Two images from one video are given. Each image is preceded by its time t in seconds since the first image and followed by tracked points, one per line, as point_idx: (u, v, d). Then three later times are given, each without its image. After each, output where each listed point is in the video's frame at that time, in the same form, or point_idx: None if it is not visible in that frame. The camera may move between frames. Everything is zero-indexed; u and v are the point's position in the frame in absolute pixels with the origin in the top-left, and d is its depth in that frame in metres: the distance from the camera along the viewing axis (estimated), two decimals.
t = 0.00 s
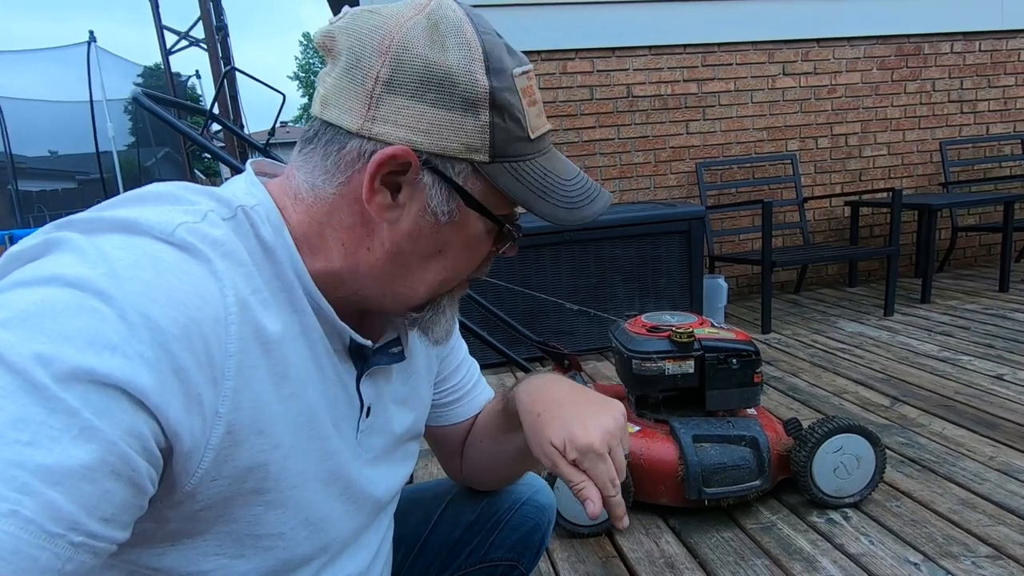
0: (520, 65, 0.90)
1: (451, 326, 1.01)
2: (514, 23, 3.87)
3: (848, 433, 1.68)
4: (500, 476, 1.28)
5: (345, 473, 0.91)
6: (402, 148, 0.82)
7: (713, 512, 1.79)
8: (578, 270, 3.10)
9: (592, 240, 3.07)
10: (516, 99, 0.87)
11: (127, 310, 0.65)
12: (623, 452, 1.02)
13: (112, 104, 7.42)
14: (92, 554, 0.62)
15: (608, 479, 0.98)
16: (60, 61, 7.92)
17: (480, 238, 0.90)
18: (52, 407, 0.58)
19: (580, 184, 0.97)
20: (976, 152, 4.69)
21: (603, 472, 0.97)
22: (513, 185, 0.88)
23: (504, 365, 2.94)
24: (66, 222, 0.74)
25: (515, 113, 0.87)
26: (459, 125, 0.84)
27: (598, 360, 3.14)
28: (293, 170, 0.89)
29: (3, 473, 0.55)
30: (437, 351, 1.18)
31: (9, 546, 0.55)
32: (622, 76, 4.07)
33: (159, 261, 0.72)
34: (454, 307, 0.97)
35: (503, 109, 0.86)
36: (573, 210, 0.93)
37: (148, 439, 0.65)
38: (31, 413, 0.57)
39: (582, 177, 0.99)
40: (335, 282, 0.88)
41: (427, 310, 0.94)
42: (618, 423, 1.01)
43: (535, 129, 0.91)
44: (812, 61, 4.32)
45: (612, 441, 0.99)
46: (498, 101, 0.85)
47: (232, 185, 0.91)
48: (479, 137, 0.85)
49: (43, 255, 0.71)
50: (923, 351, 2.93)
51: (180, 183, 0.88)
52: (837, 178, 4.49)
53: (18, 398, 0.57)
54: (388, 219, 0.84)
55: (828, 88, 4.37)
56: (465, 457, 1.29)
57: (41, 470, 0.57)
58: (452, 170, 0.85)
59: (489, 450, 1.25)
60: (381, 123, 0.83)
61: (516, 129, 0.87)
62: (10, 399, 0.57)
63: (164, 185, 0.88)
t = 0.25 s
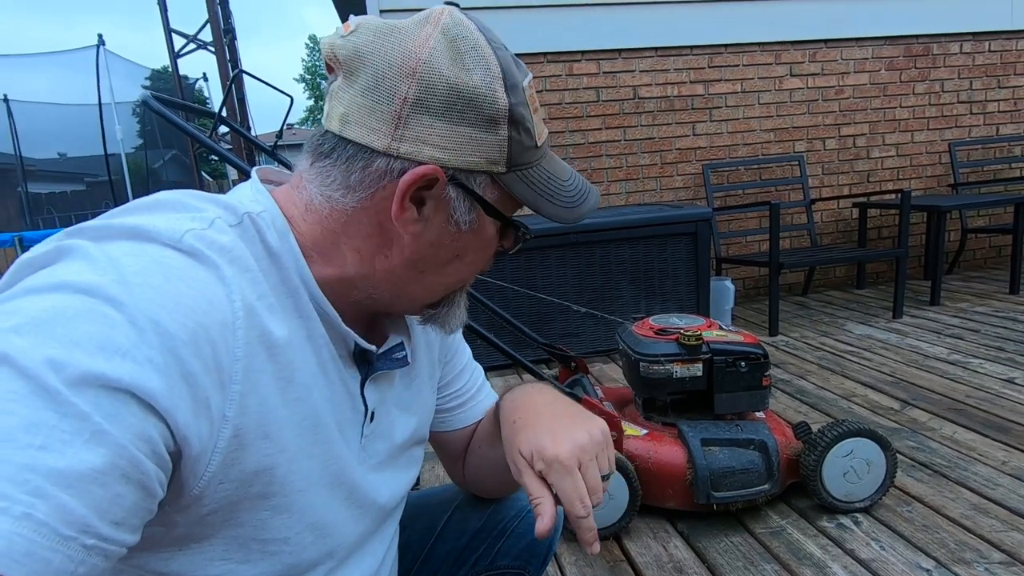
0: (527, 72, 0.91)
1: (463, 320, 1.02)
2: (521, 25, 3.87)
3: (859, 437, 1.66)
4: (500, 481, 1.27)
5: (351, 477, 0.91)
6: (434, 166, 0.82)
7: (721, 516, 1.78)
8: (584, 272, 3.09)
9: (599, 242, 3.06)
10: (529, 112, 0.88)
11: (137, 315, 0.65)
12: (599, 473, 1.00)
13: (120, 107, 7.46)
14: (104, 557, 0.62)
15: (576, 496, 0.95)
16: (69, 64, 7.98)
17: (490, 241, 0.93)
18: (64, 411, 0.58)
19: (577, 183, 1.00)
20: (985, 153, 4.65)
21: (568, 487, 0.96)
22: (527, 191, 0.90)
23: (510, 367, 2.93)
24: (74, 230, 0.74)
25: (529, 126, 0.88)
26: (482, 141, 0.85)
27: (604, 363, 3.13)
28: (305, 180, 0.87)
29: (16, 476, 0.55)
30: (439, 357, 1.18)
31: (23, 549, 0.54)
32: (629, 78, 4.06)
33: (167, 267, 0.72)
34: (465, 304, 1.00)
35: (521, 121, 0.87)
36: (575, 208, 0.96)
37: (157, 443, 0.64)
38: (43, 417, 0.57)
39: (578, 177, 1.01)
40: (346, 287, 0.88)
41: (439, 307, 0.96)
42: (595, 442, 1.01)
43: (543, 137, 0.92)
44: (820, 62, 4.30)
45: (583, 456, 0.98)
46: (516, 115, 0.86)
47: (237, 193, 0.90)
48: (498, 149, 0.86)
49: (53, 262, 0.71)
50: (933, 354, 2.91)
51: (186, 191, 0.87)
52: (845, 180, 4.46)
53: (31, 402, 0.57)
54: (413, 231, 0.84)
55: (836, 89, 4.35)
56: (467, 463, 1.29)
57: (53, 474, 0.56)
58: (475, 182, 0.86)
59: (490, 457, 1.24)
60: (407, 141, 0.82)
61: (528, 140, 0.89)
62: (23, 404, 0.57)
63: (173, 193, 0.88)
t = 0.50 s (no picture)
0: (514, 67, 0.91)
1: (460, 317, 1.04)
2: (524, 27, 3.87)
3: (863, 443, 1.65)
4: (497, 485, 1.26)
5: (348, 480, 0.90)
6: (428, 166, 0.82)
7: (725, 521, 1.77)
8: (587, 274, 3.08)
9: (602, 244, 3.05)
10: (518, 107, 0.88)
11: (131, 318, 0.65)
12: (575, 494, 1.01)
13: (126, 108, 7.49)
14: (97, 561, 0.61)
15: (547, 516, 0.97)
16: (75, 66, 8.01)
17: (485, 238, 0.93)
18: (57, 415, 0.57)
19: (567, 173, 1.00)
20: (992, 155, 4.62)
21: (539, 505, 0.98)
22: (519, 186, 0.91)
23: (513, 369, 2.93)
24: (68, 234, 0.74)
25: (518, 120, 0.88)
26: (475, 140, 0.85)
27: (607, 365, 3.11)
28: (297, 185, 0.87)
29: (9, 480, 0.54)
30: (436, 359, 1.17)
31: (15, 553, 0.54)
32: (633, 79, 4.05)
33: (162, 270, 0.71)
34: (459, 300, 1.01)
35: (511, 117, 0.87)
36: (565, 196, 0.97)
37: (152, 447, 0.64)
38: (37, 420, 0.56)
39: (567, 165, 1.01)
40: (344, 289, 0.88)
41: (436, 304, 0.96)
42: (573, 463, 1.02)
43: (532, 129, 0.92)
44: (825, 63, 4.28)
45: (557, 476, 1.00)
46: (507, 110, 0.86)
47: (232, 196, 0.90)
48: (491, 146, 0.86)
49: (47, 266, 0.70)
50: (939, 358, 2.89)
51: (181, 193, 0.87)
52: (850, 182, 4.44)
53: (25, 406, 0.56)
54: (409, 231, 0.84)
55: (841, 91, 4.33)
56: (463, 465, 1.28)
57: (46, 478, 0.56)
58: (469, 180, 0.86)
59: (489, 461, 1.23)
60: (402, 143, 0.81)
61: (518, 135, 0.89)
62: (17, 407, 0.56)
63: (168, 196, 0.87)
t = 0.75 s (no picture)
0: (493, 56, 0.90)
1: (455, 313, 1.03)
2: (528, 28, 3.86)
3: (868, 446, 1.63)
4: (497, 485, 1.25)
5: (346, 480, 0.89)
6: (410, 159, 0.81)
7: (727, 524, 1.75)
8: (590, 275, 3.06)
9: (604, 245, 3.04)
10: (501, 94, 0.87)
11: (121, 318, 0.64)
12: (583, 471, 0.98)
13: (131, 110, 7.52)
14: (88, 563, 0.61)
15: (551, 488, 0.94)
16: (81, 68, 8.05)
17: (475, 229, 0.93)
18: (47, 417, 0.57)
19: (556, 160, 1.00)
20: (999, 156, 4.59)
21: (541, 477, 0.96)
22: (506, 174, 0.90)
23: (515, 370, 2.92)
24: (58, 236, 0.73)
25: (503, 107, 0.88)
26: (458, 129, 0.84)
27: (610, 367, 3.10)
28: (282, 184, 0.86)
29: None
30: (434, 358, 1.16)
31: (4, 555, 0.53)
32: (636, 80, 4.04)
33: (152, 270, 0.71)
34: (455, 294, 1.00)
35: (493, 105, 0.86)
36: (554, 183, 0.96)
37: (144, 448, 0.63)
38: (27, 422, 0.56)
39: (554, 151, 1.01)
40: (336, 287, 0.87)
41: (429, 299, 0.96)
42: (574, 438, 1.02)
43: (516, 117, 0.91)
44: (830, 64, 4.26)
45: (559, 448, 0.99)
46: (488, 99, 0.85)
47: (224, 195, 0.89)
48: (474, 135, 0.85)
49: (36, 268, 0.70)
50: (945, 360, 2.87)
51: (174, 195, 0.86)
52: (855, 183, 4.41)
53: (14, 408, 0.56)
54: (396, 225, 0.84)
55: (846, 92, 4.30)
56: (464, 464, 1.27)
57: (36, 480, 0.55)
58: (454, 171, 0.86)
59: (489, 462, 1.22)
60: (382, 137, 0.81)
61: (504, 122, 0.88)
62: (6, 409, 0.56)
63: (160, 197, 0.86)
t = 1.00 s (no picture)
0: (486, 55, 0.90)
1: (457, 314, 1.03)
2: (532, 29, 3.86)
3: (875, 451, 1.62)
4: (503, 488, 1.24)
5: (349, 483, 0.89)
6: (406, 160, 0.81)
7: (732, 529, 1.74)
8: (594, 277, 3.06)
9: (609, 247, 3.03)
10: (494, 92, 0.87)
11: (121, 322, 0.64)
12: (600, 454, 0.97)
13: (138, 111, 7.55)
14: (88, 567, 0.61)
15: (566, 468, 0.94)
16: (88, 69, 8.09)
17: (474, 229, 0.92)
18: (47, 421, 0.57)
19: (555, 159, 0.99)
20: (1007, 158, 4.56)
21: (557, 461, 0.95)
22: (503, 172, 0.89)
23: (519, 373, 2.91)
24: (58, 242, 0.73)
25: (497, 106, 0.87)
26: (452, 129, 0.84)
27: (615, 369, 3.09)
28: (279, 189, 0.86)
29: None
30: (436, 362, 1.16)
31: (3, 561, 0.53)
32: (641, 82, 4.03)
33: (152, 274, 0.71)
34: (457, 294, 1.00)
35: (487, 104, 0.86)
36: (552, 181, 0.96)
37: (145, 452, 0.63)
38: (26, 427, 0.56)
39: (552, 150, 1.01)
40: (336, 290, 0.87)
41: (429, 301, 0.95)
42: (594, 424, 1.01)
43: (511, 115, 0.91)
44: (836, 65, 4.24)
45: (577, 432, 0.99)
46: (481, 98, 0.85)
47: (224, 201, 0.89)
48: (469, 135, 0.85)
49: (36, 273, 0.70)
50: (952, 364, 2.85)
51: (174, 200, 0.87)
52: (861, 184, 4.39)
53: (13, 412, 0.56)
54: (393, 227, 0.83)
55: (852, 93, 4.28)
56: (470, 467, 1.26)
57: (36, 484, 0.55)
58: (450, 171, 0.85)
59: (494, 465, 1.22)
60: (377, 139, 0.80)
61: (498, 120, 0.88)
62: (5, 414, 0.55)
63: (161, 202, 0.87)
